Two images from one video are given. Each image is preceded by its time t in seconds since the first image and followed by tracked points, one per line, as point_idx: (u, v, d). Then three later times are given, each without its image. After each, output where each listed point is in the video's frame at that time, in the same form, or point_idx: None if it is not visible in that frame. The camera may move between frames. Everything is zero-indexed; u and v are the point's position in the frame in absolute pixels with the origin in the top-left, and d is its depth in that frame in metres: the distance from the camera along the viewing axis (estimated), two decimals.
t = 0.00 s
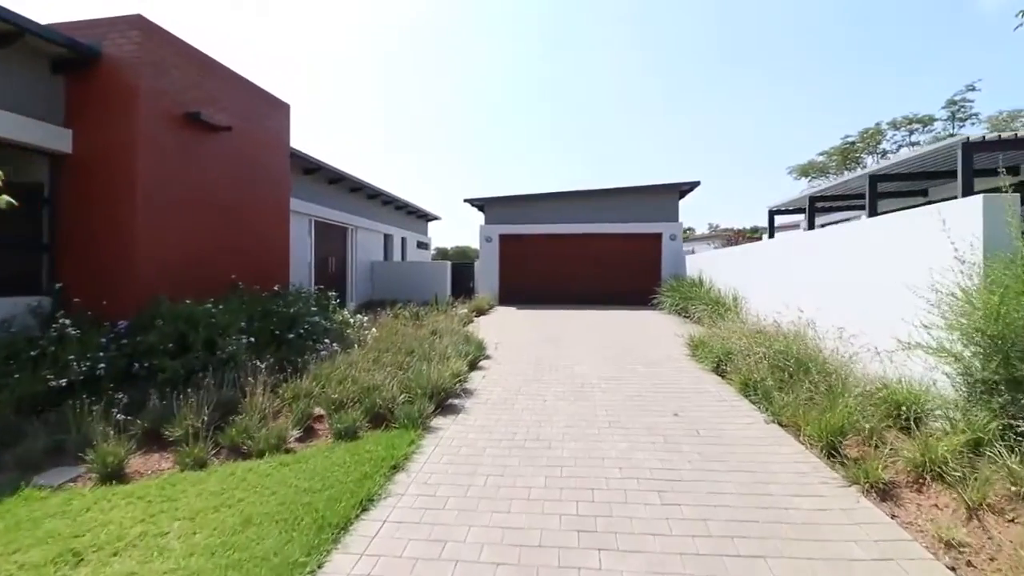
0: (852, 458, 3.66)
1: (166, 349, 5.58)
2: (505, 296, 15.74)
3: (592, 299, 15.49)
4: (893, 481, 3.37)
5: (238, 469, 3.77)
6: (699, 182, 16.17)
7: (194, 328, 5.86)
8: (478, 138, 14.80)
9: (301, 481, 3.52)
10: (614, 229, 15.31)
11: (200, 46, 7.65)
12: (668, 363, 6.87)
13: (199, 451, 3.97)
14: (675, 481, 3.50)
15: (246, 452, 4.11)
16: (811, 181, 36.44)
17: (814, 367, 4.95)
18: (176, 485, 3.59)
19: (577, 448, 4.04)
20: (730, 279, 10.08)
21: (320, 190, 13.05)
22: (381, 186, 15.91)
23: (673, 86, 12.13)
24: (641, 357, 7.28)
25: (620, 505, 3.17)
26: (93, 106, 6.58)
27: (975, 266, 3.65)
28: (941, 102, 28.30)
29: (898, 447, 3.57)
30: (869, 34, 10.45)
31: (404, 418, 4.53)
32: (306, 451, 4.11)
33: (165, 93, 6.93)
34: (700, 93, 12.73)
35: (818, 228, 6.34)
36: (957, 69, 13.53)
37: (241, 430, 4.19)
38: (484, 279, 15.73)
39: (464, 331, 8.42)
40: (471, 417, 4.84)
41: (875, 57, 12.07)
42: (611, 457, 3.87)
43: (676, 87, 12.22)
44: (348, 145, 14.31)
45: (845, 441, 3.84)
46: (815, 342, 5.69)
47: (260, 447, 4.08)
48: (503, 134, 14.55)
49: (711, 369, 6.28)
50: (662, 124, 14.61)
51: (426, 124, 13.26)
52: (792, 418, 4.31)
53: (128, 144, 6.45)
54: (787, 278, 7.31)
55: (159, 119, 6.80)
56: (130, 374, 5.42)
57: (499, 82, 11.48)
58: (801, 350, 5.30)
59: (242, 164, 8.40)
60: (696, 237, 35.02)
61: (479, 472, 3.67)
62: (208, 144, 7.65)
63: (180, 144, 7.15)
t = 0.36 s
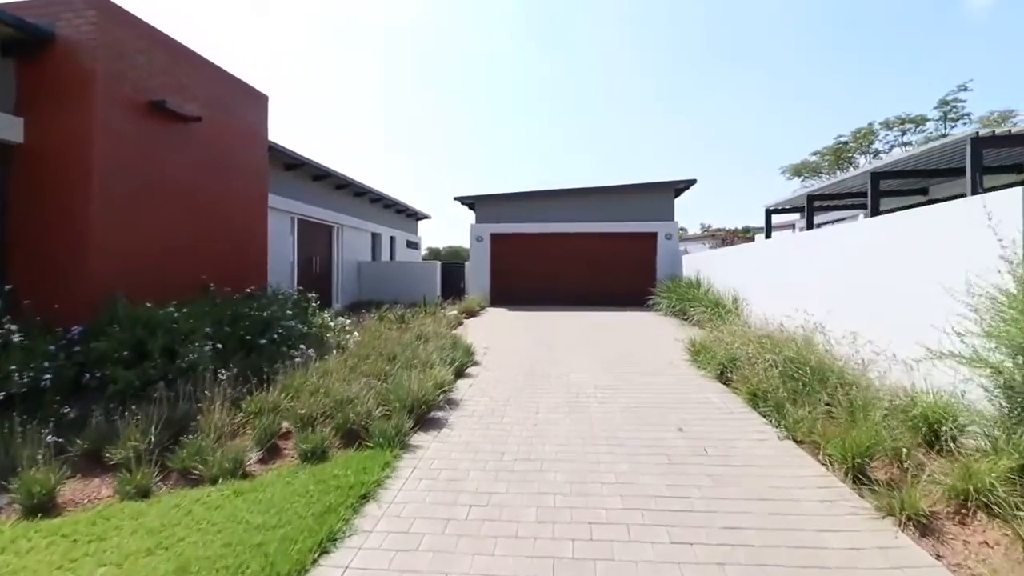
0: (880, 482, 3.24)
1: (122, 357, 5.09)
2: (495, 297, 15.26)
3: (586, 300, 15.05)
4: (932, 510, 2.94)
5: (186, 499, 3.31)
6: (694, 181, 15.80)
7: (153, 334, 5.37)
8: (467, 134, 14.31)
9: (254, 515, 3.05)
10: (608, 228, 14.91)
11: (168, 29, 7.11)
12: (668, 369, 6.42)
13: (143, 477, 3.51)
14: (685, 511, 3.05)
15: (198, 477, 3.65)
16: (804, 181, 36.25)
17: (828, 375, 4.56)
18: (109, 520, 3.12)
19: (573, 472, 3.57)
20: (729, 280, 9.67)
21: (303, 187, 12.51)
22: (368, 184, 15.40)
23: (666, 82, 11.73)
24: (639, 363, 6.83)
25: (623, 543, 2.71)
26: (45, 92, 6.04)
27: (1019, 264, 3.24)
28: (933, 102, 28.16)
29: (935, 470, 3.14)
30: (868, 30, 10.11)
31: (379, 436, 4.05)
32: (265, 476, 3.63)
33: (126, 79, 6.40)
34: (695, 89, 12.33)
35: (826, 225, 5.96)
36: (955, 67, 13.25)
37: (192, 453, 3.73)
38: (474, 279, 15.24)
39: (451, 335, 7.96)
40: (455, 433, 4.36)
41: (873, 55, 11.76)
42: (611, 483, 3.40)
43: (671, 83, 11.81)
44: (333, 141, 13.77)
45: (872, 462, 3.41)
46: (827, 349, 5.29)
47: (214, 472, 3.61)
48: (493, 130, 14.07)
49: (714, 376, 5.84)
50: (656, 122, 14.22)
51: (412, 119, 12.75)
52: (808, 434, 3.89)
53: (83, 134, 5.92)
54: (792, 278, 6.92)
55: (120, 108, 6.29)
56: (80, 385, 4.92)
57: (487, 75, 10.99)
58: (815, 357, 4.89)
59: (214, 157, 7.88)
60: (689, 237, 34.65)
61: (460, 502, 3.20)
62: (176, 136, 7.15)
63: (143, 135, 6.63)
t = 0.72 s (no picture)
0: (923, 520, 2.84)
1: (71, 369, 4.59)
2: (488, 299, 14.82)
3: (582, 303, 14.66)
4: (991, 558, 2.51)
5: (121, 542, 2.84)
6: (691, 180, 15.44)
7: (108, 343, 4.88)
8: (457, 133, 13.85)
9: (195, 564, 2.59)
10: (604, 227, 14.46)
11: (134, 15, 6.62)
12: (670, 379, 6.00)
13: (75, 513, 3.04)
14: (699, 556, 2.61)
15: (142, 513, 3.19)
16: (799, 180, 36.04)
17: (848, 389, 4.15)
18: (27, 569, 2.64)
19: (568, 506, 3.13)
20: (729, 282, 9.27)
21: (287, 186, 12.01)
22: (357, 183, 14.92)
23: (660, 81, 11.35)
24: (639, 371, 6.40)
25: None
26: None
27: None
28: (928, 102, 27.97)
29: (989, 508, 2.72)
30: (869, 28, 9.77)
31: (351, 461, 3.59)
32: (218, 511, 3.17)
33: (85, 66, 5.88)
34: (693, 88, 11.96)
35: (839, 225, 5.57)
36: (962, 62, 12.80)
37: (135, 484, 3.26)
38: (466, 280, 14.78)
39: (438, 341, 7.51)
40: (438, 456, 3.91)
41: (875, 51, 11.42)
42: (612, 521, 2.96)
43: (668, 81, 11.39)
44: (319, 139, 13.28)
45: (911, 495, 2.99)
46: (844, 360, 4.88)
47: (158, 507, 3.15)
48: (485, 128, 13.62)
49: (720, 388, 5.44)
50: (652, 122, 13.83)
51: (400, 117, 12.28)
52: (833, 459, 3.49)
53: (34, 125, 5.41)
54: (799, 281, 6.54)
55: (79, 97, 5.81)
56: (24, 402, 4.44)
57: (472, 66, 10.43)
58: (833, 369, 4.47)
59: (185, 151, 7.38)
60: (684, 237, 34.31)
61: (439, 545, 2.75)
62: (143, 128, 6.65)
63: (105, 128, 6.13)
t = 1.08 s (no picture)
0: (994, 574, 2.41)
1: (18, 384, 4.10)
2: (484, 301, 14.38)
3: (580, 305, 14.22)
4: None
5: None
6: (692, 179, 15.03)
7: (62, 355, 4.39)
8: (451, 129, 13.40)
9: None
10: (604, 228, 13.97)
11: None
12: (678, 391, 5.53)
13: None
14: None
15: (74, 559, 2.73)
16: (798, 180, 35.65)
17: (885, 408, 3.70)
18: None
19: (571, 551, 2.67)
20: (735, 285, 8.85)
21: (273, 183, 11.51)
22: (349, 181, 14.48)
23: (658, 79, 11.27)
24: (644, 382, 5.93)
25: None
26: None
27: None
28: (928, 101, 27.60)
29: None
30: (869, 24, 9.71)
31: (321, 493, 3.12)
32: (163, 556, 2.71)
33: (43, 52, 5.38)
34: (693, 80, 11.54)
35: (863, 224, 5.13)
36: (966, 57, 12.55)
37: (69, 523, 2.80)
38: (461, 281, 14.32)
39: (429, 347, 7.05)
40: (423, 485, 3.44)
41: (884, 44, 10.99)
42: (624, 570, 2.50)
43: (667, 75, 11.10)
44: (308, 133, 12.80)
45: (977, 540, 2.56)
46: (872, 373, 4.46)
47: (92, 554, 2.68)
48: (479, 127, 13.20)
49: (735, 401, 4.99)
50: (652, 115, 13.40)
51: (393, 113, 11.86)
52: (874, 491, 3.08)
53: None
54: (816, 285, 6.11)
55: (36, 85, 5.32)
56: None
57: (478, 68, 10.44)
58: (863, 383, 4.05)
59: (157, 146, 6.90)
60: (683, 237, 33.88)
61: None
62: (111, 120, 6.18)
63: (66, 120, 5.63)
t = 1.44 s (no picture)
0: None
1: None
2: (479, 302, 13.92)
3: (579, 307, 13.81)
4: None
5: None
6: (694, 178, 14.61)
7: (6, 368, 3.96)
8: (444, 121, 12.94)
9: None
10: (604, 228, 13.52)
11: None
12: (686, 404, 5.07)
13: None
14: None
15: None
16: (798, 180, 35.27)
17: (928, 430, 3.26)
18: None
19: None
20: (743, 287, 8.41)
21: (260, 180, 11.03)
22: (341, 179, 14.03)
23: (656, 81, 11.66)
24: (650, 393, 5.47)
25: None
26: None
27: None
28: (928, 100, 27.19)
29: None
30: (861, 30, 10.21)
31: (281, 535, 2.67)
32: None
33: None
34: (691, 68, 11.19)
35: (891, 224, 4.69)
36: (973, 45, 12.20)
37: None
38: (457, 283, 13.86)
39: (419, 354, 6.60)
40: (402, 520, 2.99)
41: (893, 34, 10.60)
42: None
43: (667, 70, 11.19)
44: (297, 122, 12.35)
45: None
46: (904, 388, 4.01)
47: None
48: (472, 114, 12.72)
49: (750, 416, 4.54)
50: (652, 109, 13.03)
51: (387, 96, 11.55)
52: (925, 532, 2.63)
53: None
54: (834, 288, 5.67)
55: None
56: None
57: (485, 70, 10.98)
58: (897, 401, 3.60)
59: (128, 139, 6.43)
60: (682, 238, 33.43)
61: None
62: (77, 109, 5.73)
63: (24, 108, 5.15)
